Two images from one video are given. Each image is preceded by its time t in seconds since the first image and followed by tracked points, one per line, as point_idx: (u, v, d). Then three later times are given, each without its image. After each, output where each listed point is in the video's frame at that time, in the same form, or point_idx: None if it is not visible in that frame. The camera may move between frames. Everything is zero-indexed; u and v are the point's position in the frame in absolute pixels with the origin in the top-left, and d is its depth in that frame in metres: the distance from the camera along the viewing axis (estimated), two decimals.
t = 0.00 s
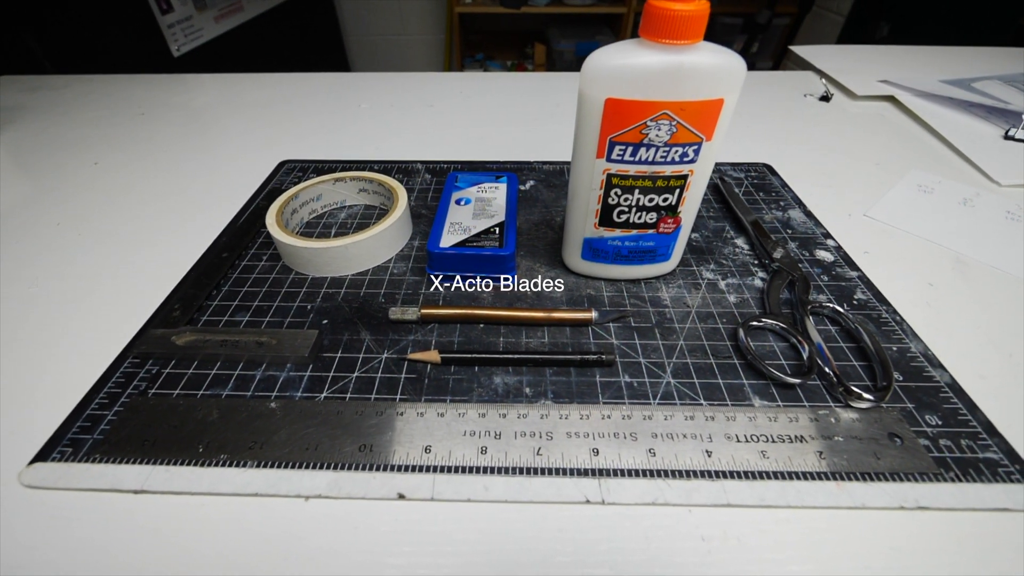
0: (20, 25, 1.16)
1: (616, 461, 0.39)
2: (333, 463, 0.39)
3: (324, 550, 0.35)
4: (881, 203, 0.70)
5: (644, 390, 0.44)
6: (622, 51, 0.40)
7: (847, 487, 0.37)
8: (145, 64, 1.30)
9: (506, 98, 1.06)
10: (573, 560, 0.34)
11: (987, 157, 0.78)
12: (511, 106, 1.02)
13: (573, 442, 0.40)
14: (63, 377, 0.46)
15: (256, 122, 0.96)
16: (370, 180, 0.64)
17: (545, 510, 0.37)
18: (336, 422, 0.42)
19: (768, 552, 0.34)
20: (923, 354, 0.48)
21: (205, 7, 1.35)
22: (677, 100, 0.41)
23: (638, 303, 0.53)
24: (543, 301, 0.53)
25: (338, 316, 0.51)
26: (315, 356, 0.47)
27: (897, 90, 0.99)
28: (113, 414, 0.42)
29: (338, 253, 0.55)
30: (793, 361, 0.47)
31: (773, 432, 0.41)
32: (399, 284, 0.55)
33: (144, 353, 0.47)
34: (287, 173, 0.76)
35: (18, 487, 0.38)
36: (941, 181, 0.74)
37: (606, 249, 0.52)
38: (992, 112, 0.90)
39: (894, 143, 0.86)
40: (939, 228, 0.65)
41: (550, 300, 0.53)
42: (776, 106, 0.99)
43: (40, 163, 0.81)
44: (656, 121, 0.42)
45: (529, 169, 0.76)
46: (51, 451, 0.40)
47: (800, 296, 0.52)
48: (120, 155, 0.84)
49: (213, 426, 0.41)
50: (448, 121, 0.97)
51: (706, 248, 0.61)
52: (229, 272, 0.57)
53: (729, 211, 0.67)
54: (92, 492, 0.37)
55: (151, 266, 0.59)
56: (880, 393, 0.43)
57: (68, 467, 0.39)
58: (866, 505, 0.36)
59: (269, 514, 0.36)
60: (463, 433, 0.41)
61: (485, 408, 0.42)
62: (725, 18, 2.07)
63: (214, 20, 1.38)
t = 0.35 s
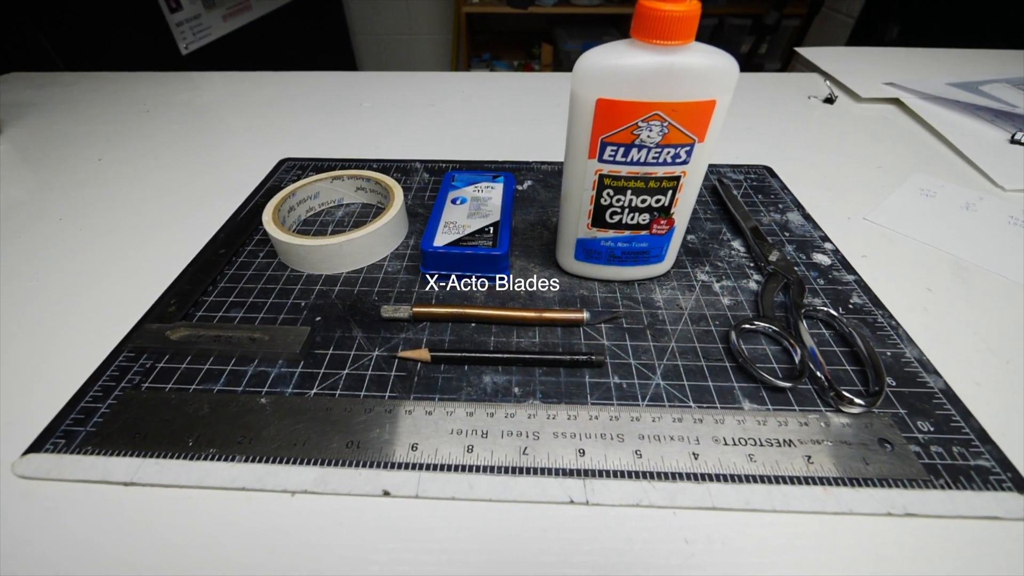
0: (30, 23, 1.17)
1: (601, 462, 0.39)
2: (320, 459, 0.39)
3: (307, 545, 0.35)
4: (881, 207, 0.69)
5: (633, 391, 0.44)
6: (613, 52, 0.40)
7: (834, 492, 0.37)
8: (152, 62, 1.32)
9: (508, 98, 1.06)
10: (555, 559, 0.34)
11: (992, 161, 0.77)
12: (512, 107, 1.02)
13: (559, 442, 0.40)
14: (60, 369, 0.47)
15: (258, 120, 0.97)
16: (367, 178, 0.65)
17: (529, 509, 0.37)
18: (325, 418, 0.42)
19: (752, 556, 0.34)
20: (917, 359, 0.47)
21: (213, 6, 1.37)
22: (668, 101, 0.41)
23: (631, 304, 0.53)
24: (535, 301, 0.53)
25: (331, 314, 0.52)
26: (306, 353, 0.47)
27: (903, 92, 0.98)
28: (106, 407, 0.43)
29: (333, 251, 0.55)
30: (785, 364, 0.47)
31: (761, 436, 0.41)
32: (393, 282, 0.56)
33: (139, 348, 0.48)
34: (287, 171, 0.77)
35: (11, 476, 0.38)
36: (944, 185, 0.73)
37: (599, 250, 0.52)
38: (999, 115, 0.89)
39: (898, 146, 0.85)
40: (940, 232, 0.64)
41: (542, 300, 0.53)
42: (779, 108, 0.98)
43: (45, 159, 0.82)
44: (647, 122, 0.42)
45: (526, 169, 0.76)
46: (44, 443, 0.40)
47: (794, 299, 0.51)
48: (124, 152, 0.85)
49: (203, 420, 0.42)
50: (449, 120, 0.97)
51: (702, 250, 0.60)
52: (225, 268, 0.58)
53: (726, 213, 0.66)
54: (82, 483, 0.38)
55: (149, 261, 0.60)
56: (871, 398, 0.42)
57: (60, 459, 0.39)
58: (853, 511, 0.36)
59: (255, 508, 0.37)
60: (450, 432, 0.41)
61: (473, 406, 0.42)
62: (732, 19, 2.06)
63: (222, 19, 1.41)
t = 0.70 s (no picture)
0: (41, 21, 1.19)
1: (587, 462, 0.39)
2: (308, 455, 0.39)
3: (293, 539, 0.35)
4: (881, 210, 0.69)
5: (622, 393, 0.44)
6: (604, 52, 0.40)
7: (822, 496, 0.37)
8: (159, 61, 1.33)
9: (509, 98, 1.06)
10: (538, 559, 0.34)
11: (995, 165, 0.76)
12: (513, 106, 1.02)
13: (546, 442, 0.40)
14: (57, 362, 0.48)
15: (261, 119, 0.97)
16: (365, 177, 0.65)
17: (514, 509, 0.37)
18: (315, 414, 0.42)
19: (736, 559, 0.34)
20: (912, 364, 0.47)
21: (221, 5, 1.38)
22: (659, 102, 0.41)
23: (624, 306, 0.52)
24: (528, 301, 0.53)
25: (325, 311, 0.52)
26: (298, 349, 0.48)
27: (907, 95, 0.97)
28: (100, 400, 0.43)
29: (328, 249, 0.56)
30: (777, 368, 0.47)
31: (750, 439, 0.40)
32: (387, 280, 0.56)
33: (134, 342, 0.48)
34: (287, 169, 0.77)
35: (4, 467, 0.39)
36: (946, 189, 0.73)
37: (592, 250, 0.52)
38: (1005, 119, 0.88)
39: (901, 149, 0.84)
40: (940, 236, 0.63)
41: (535, 300, 0.53)
42: (782, 110, 0.98)
43: (50, 156, 0.83)
44: (638, 123, 0.42)
45: (524, 169, 0.76)
46: (38, 435, 0.41)
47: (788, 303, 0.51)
48: (127, 149, 0.86)
49: (195, 415, 0.42)
50: (450, 120, 0.97)
51: (697, 252, 0.60)
52: (222, 264, 0.58)
53: (724, 215, 0.66)
54: (74, 475, 0.38)
55: (148, 257, 0.61)
56: (863, 402, 0.42)
57: (53, 450, 0.40)
58: (840, 516, 0.36)
59: (242, 503, 0.37)
60: (438, 430, 0.41)
61: (462, 405, 0.43)
62: (739, 21, 2.04)
63: (230, 18, 1.42)
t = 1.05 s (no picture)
0: (50, 19, 1.20)
1: (574, 463, 0.39)
2: (296, 451, 0.39)
3: (279, 535, 0.35)
4: (881, 214, 0.68)
5: (612, 394, 0.44)
6: (597, 52, 0.40)
7: (809, 501, 0.36)
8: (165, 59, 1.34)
9: (510, 98, 1.06)
10: (521, 558, 0.34)
11: (1000, 169, 0.75)
12: (514, 106, 1.02)
13: (534, 442, 0.40)
14: (54, 355, 0.48)
15: (264, 117, 0.98)
16: (362, 175, 0.65)
17: (499, 508, 0.37)
18: (305, 410, 0.42)
19: (720, 562, 0.34)
20: (906, 369, 0.46)
21: (229, 5, 1.39)
22: (651, 103, 0.41)
23: (616, 307, 0.52)
24: (521, 300, 0.53)
25: (319, 308, 0.52)
26: (291, 346, 0.48)
27: (912, 98, 0.96)
28: (95, 394, 0.44)
29: (323, 247, 0.56)
30: (769, 371, 0.46)
31: (738, 443, 0.40)
32: (381, 278, 0.56)
33: (130, 337, 0.49)
34: (287, 167, 0.78)
35: None
36: (948, 193, 0.72)
37: (586, 251, 0.52)
38: (1011, 122, 0.87)
39: (904, 152, 0.83)
40: (940, 240, 0.62)
41: (528, 300, 0.53)
42: (784, 112, 0.97)
43: (56, 152, 0.84)
44: (630, 124, 0.42)
45: (522, 169, 0.76)
46: (33, 427, 0.41)
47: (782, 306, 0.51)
48: (131, 146, 0.87)
49: (187, 409, 0.42)
50: (450, 119, 0.97)
51: (693, 254, 0.60)
52: (219, 261, 0.59)
53: (721, 217, 0.66)
54: (66, 467, 0.39)
55: (147, 252, 0.61)
56: (854, 407, 0.41)
57: (47, 442, 0.40)
58: (827, 521, 0.36)
59: (230, 497, 0.37)
60: (426, 428, 0.41)
61: (451, 404, 0.43)
62: (747, 22, 2.03)
63: (237, 16, 1.43)
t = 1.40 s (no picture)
0: (60, 17, 1.22)
1: (560, 463, 0.39)
2: (285, 447, 0.40)
3: (265, 529, 0.36)
4: (881, 217, 0.67)
5: (602, 395, 0.44)
6: (589, 52, 0.40)
7: (796, 505, 0.36)
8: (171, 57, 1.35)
9: (511, 98, 1.06)
10: (504, 558, 0.34)
11: (1003, 173, 0.75)
12: (515, 106, 1.02)
13: (521, 442, 0.40)
14: (51, 349, 0.49)
15: (267, 115, 0.99)
16: (360, 174, 0.66)
17: (484, 507, 0.37)
18: (295, 406, 0.43)
19: (704, 565, 0.34)
20: (900, 374, 0.46)
21: (237, 3, 1.41)
22: (642, 103, 0.41)
23: (609, 308, 0.52)
24: (514, 300, 0.53)
25: (313, 306, 0.53)
26: (284, 343, 0.48)
27: (917, 100, 0.95)
28: (90, 388, 0.44)
29: (319, 244, 0.56)
30: (760, 374, 0.46)
31: (726, 445, 0.40)
32: (376, 277, 0.57)
33: (126, 332, 0.49)
34: (287, 165, 0.78)
35: None
36: (950, 197, 0.71)
37: (579, 251, 0.52)
38: (1018, 125, 0.85)
39: (906, 155, 0.82)
40: (940, 244, 0.62)
41: (521, 300, 0.53)
42: (786, 113, 0.96)
43: (61, 148, 0.85)
44: (622, 124, 0.42)
45: (520, 169, 0.76)
46: (29, 419, 0.42)
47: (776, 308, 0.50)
48: (134, 143, 0.88)
49: (179, 404, 0.43)
50: (451, 118, 0.98)
51: (688, 255, 0.60)
52: (217, 258, 0.59)
53: (718, 219, 0.65)
54: (59, 460, 0.39)
55: (146, 248, 0.62)
56: (845, 412, 0.41)
57: (41, 435, 0.41)
58: (813, 526, 0.35)
59: (219, 491, 0.38)
60: (415, 427, 0.41)
61: (440, 402, 0.43)
62: (755, 23, 2.01)
63: (244, 16, 1.44)
